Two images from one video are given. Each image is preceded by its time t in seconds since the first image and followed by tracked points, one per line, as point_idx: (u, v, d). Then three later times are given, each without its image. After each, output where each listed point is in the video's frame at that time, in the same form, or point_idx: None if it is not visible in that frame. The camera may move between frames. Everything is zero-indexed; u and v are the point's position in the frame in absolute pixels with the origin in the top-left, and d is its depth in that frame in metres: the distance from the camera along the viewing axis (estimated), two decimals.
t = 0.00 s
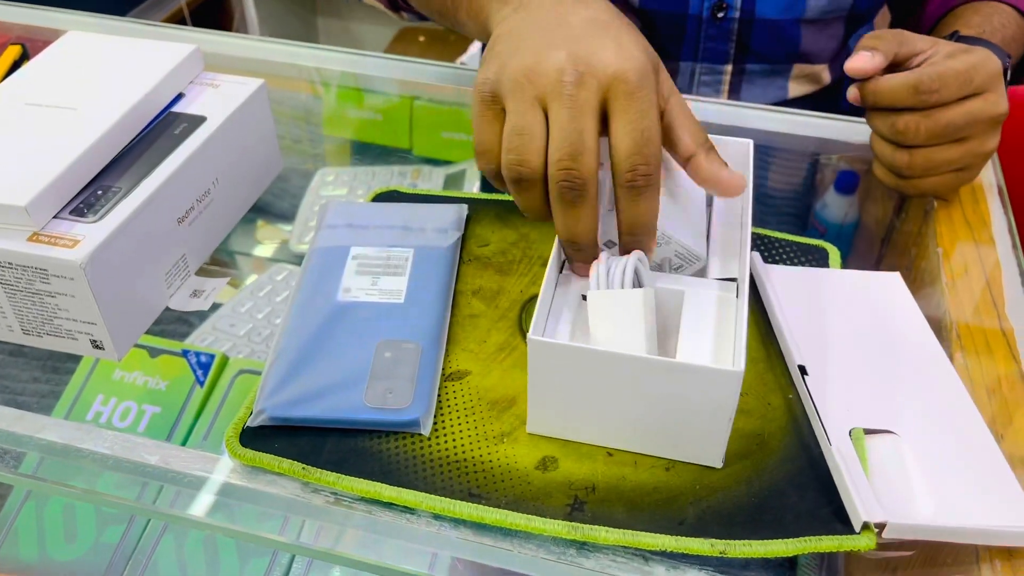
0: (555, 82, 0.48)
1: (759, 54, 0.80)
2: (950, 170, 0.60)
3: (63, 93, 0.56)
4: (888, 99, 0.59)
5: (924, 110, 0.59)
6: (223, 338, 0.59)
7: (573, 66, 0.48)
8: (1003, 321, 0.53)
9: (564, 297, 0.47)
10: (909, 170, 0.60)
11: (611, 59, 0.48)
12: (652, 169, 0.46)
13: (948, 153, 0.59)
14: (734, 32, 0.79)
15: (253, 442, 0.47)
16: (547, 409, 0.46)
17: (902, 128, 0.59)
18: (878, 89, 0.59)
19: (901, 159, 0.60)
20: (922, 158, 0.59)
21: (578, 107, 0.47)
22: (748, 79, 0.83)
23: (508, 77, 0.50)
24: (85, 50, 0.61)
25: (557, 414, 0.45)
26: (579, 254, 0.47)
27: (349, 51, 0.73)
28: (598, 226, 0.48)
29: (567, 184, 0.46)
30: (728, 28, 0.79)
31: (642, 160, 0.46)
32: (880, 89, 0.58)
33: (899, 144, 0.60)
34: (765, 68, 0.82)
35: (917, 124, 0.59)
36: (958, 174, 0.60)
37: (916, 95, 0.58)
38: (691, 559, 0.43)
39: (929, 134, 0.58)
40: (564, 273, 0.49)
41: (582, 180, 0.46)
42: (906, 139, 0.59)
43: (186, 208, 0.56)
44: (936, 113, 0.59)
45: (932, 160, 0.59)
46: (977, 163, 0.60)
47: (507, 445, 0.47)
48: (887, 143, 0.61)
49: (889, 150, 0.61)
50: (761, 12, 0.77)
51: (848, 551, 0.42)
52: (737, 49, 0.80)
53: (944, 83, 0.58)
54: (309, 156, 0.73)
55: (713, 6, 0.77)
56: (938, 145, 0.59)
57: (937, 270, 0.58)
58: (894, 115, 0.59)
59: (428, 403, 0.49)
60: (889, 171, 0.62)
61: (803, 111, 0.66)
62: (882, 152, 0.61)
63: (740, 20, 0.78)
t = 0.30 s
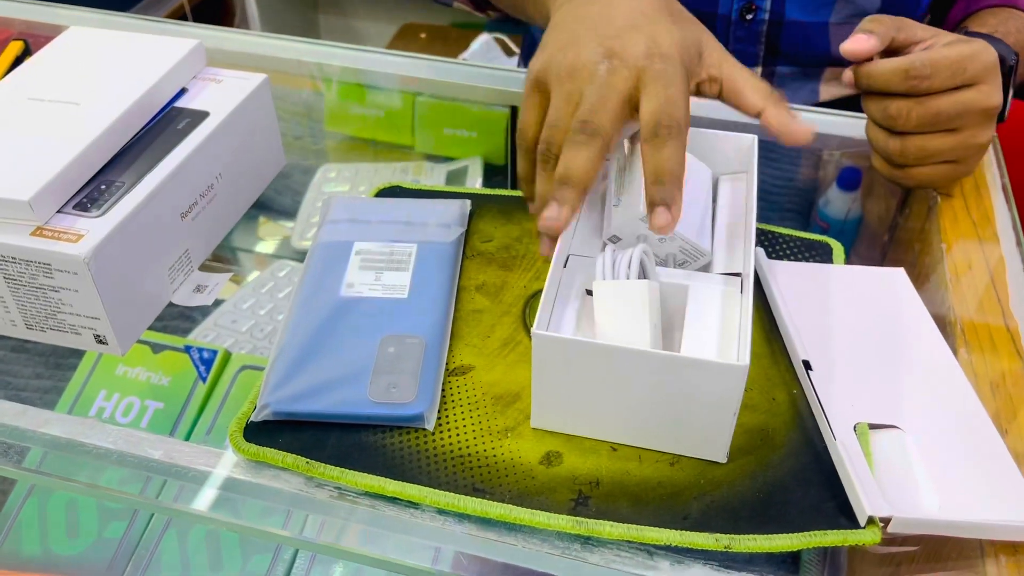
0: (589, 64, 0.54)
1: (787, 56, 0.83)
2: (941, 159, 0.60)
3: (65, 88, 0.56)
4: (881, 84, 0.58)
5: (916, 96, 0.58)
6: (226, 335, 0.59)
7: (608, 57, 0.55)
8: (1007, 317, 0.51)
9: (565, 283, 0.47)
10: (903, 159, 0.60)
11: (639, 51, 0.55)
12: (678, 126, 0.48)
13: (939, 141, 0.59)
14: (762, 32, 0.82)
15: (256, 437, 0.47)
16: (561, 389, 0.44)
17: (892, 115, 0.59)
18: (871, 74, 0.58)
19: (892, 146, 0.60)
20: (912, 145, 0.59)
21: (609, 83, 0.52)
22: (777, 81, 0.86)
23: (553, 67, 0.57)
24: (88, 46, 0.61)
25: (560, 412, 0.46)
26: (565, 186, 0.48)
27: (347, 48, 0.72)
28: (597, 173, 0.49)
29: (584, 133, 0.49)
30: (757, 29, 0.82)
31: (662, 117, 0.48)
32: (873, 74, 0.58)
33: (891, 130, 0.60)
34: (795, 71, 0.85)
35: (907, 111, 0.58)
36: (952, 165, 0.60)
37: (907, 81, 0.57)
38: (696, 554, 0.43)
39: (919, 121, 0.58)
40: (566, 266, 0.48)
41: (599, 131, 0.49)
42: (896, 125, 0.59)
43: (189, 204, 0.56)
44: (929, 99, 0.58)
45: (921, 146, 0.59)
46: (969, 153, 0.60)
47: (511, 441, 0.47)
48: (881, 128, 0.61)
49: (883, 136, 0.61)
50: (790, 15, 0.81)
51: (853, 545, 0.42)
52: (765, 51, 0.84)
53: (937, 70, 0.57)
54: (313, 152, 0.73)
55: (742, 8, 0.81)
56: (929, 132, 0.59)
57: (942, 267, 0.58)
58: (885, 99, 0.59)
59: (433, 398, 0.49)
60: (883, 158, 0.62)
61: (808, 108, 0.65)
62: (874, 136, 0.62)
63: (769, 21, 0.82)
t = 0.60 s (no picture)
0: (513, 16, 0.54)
1: (779, 59, 0.86)
2: (930, 156, 0.60)
3: (68, 84, 0.56)
4: (866, 82, 0.59)
5: (902, 93, 0.59)
6: (229, 332, 0.59)
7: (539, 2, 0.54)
8: (1012, 316, 0.52)
9: (543, 160, 0.40)
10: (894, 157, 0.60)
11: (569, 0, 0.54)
12: None
13: (928, 138, 0.59)
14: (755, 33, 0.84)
15: (259, 434, 0.47)
16: (574, 244, 0.38)
17: (879, 111, 0.59)
18: (857, 71, 0.59)
19: (882, 144, 0.60)
20: (900, 143, 0.60)
21: None
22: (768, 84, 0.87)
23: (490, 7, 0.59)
24: (91, 42, 0.61)
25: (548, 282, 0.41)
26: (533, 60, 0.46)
27: (362, 45, 0.72)
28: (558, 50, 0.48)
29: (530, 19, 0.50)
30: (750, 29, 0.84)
31: None
32: (858, 72, 0.59)
33: (880, 127, 0.61)
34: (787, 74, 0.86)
35: (894, 108, 0.59)
36: (947, 163, 0.60)
37: (892, 77, 0.58)
38: (701, 551, 0.43)
39: (905, 118, 0.59)
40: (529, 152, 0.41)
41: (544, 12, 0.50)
42: (884, 122, 0.60)
43: (193, 201, 0.56)
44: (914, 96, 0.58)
45: (908, 143, 0.59)
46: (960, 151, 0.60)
47: (516, 437, 0.47)
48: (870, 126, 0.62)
49: (873, 134, 0.61)
50: (783, 19, 0.83)
51: (858, 542, 0.42)
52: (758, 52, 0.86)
53: (921, 67, 0.57)
54: (316, 150, 0.73)
55: (735, 8, 0.83)
56: (916, 129, 0.59)
57: (946, 264, 0.57)
58: (872, 97, 0.60)
59: (436, 394, 0.49)
60: (876, 155, 0.62)
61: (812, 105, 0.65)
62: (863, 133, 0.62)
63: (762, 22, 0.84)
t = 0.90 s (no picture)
0: None
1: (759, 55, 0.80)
2: (923, 160, 0.60)
3: (68, 83, 0.56)
4: (850, 93, 0.58)
5: (888, 102, 0.58)
6: (229, 331, 0.60)
7: None
8: (1016, 316, 0.52)
9: None
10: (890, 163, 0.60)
11: None
12: None
13: (922, 143, 0.58)
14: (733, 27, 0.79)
15: (260, 434, 0.47)
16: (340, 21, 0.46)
17: (867, 120, 0.59)
18: (839, 83, 0.58)
19: (877, 152, 0.60)
20: (894, 151, 0.59)
21: None
22: (747, 80, 0.83)
23: None
24: (90, 41, 0.61)
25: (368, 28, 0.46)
26: None
27: (360, 45, 0.72)
28: None
29: None
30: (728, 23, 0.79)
31: None
32: (840, 84, 0.58)
33: (872, 136, 0.60)
34: (766, 70, 0.81)
35: (881, 117, 0.58)
36: (945, 164, 0.60)
37: (876, 88, 0.57)
38: (702, 553, 0.42)
39: (894, 126, 0.58)
40: None
41: None
42: (874, 131, 0.59)
43: (193, 200, 0.56)
44: (899, 105, 0.58)
45: (899, 151, 0.59)
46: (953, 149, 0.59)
47: (517, 438, 0.46)
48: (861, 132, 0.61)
49: (866, 142, 0.61)
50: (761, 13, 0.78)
51: (861, 544, 0.42)
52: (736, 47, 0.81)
53: (903, 76, 0.56)
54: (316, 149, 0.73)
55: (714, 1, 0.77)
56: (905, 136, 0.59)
57: (949, 263, 0.57)
58: (860, 107, 0.59)
59: (438, 394, 0.49)
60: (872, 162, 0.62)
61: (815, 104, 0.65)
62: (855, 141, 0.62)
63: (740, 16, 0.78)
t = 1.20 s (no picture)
0: None
1: (699, 38, 0.79)
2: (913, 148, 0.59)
3: (72, 87, 0.56)
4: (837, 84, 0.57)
5: (874, 90, 0.57)
6: (232, 333, 0.59)
7: None
8: (1019, 317, 0.51)
9: None
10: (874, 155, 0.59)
11: None
12: None
13: (910, 132, 0.58)
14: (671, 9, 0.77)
15: (265, 438, 0.47)
16: None
17: (854, 112, 0.58)
18: (822, 73, 0.57)
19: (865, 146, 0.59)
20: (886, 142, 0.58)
21: None
22: (687, 65, 0.82)
23: None
24: (94, 44, 0.61)
25: None
26: None
27: (365, 46, 0.72)
28: None
29: None
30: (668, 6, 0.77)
31: None
32: (825, 73, 0.56)
33: (858, 129, 0.59)
34: (705, 54, 0.81)
35: (870, 108, 0.57)
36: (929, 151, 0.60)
37: (861, 75, 0.56)
38: (707, 557, 0.43)
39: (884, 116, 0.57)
40: None
41: None
42: (861, 123, 0.58)
43: (198, 203, 0.56)
44: (887, 92, 0.57)
45: (891, 141, 0.58)
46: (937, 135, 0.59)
47: (521, 442, 0.46)
48: (844, 128, 0.60)
49: (850, 137, 0.60)
50: None
51: (865, 548, 0.42)
52: (674, 32, 0.79)
53: (890, 61, 0.56)
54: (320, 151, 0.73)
55: None
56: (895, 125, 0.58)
57: (953, 264, 0.56)
58: (843, 100, 0.58)
59: (443, 398, 0.49)
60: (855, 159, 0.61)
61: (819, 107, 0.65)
62: (840, 138, 0.61)
63: None
